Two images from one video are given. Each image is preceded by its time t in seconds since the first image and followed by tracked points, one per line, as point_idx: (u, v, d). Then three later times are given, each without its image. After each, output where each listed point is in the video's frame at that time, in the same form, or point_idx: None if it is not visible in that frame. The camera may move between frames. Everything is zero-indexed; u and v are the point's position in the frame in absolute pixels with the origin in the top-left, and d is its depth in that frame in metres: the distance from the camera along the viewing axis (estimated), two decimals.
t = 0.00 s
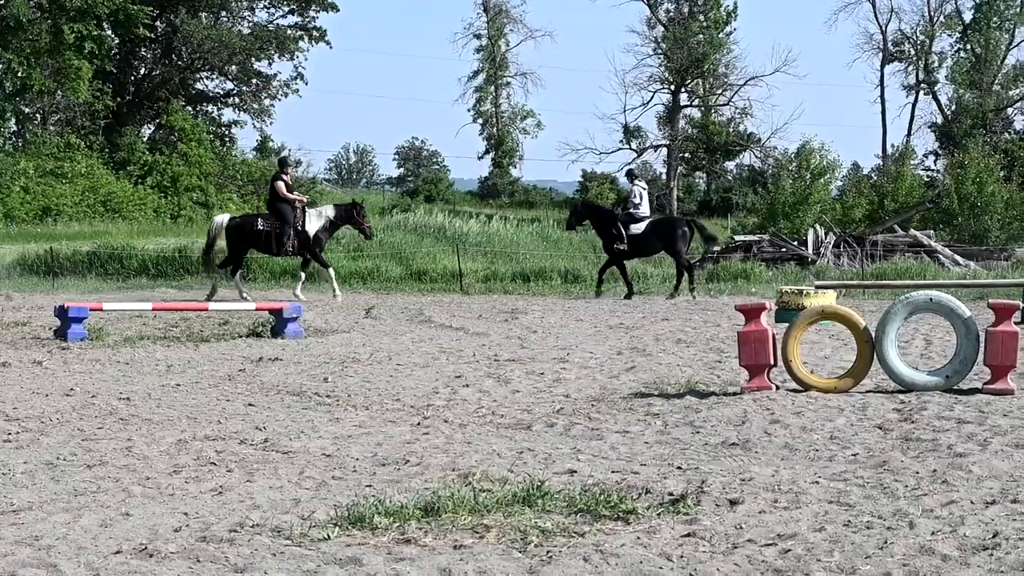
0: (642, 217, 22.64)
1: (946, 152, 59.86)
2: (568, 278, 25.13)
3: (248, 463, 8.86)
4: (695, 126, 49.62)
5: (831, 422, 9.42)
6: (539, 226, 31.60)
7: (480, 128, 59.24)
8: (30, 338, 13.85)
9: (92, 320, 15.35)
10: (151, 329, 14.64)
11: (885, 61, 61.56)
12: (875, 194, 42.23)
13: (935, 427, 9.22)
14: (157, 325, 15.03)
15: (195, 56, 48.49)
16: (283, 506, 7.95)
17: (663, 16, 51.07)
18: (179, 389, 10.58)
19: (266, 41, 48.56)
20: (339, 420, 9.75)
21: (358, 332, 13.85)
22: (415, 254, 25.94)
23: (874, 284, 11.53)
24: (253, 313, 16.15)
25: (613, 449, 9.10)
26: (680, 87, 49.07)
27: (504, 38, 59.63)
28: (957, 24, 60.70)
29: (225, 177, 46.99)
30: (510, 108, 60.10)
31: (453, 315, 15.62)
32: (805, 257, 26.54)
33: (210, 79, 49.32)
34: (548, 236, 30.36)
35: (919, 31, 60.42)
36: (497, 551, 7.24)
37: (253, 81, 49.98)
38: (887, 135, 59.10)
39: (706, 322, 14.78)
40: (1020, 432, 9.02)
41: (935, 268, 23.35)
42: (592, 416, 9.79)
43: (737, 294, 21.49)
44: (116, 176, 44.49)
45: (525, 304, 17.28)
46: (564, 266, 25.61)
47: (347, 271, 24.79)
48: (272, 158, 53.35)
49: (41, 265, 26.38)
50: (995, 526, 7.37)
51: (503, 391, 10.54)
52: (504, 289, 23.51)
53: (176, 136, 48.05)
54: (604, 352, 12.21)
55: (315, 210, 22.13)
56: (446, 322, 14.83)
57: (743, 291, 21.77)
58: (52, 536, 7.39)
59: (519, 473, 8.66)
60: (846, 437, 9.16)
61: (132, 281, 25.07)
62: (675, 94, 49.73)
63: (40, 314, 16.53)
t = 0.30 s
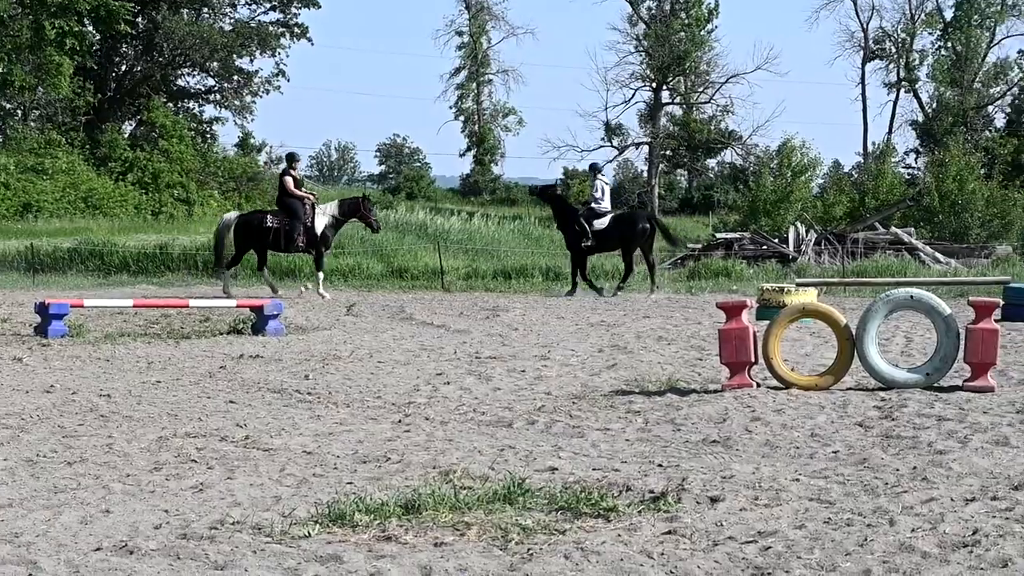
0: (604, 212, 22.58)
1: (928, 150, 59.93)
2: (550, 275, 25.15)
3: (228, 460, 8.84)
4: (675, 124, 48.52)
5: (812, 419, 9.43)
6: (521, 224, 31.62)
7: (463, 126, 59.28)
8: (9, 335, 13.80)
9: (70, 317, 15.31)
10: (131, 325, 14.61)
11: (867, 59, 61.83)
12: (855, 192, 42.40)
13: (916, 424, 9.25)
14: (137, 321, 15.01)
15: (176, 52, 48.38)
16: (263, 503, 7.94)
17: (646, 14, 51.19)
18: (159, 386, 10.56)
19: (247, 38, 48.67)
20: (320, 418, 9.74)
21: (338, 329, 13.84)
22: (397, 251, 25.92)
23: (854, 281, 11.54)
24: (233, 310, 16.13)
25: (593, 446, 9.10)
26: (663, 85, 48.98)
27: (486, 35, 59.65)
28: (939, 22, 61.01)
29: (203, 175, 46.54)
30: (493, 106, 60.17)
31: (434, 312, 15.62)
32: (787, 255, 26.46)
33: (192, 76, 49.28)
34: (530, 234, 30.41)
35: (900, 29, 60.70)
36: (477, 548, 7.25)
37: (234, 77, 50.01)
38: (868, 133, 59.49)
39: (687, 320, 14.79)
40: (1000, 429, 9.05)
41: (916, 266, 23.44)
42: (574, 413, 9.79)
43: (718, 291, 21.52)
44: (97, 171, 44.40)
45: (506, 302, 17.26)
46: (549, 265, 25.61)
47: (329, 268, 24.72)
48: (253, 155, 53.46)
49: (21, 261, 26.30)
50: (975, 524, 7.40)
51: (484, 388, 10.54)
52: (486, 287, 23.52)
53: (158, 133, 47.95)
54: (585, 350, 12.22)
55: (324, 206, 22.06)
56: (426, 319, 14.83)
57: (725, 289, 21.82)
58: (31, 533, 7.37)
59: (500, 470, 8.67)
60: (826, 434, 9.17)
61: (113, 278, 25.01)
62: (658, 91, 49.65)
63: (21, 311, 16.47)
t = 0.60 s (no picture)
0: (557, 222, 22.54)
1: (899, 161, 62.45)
2: (523, 283, 25.16)
3: (198, 465, 8.80)
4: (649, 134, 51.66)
5: (782, 429, 9.45)
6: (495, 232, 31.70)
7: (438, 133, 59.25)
8: None
9: (40, 320, 15.23)
10: (102, 329, 14.55)
11: (841, 70, 62.20)
12: (829, 202, 42.55)
13: (886, 435, 9.27)
14: (108, 325, 14.95)
15: (151, 55, 48.07)
16: (232, 508, 7.91)
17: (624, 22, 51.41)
18: (130, 390, 10.53)
19: (222, 42, 48.74)
20: (291, 423, 9.72)
21: (310, 334, 13.83)
22: (370, 257, 25.90)
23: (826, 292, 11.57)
24: (205, 314, 16.10)
25: (564, 454, 9.10)
26: (637, 92, 52.13)
27: (462, 42, 59.62)
28: (914, 34, 61.51)
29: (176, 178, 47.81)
30: (468, 113, 60.10)
31: (406, 318, 15.63)
32: (759, 265, 26.50)
33: (166, 79, 49.09)
34: (504, 242, 30.46)
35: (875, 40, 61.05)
36: (446, 555, 7.24)
37: (208, 81, 49.96)
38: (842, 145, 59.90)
39: (660, 329, 14.82)
40: (969, 441, 9.09)
41: (889, 276, 23.52)
42: (545, 421, 9.79)
43: (691, 300, 21.56)
44: (70, 174, 44.18)
45: (479, 308, 17.25)
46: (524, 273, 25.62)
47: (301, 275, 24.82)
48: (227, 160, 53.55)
49: None
50: (944, 535, 7.42)
51: (456, 396, 10.53)
52: (459, 294, 23.52)
53: (131, 137, 47.97)
54: (557, 358, 12.22)
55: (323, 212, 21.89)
56: (398, 325, 14.81)
57: (698, 298, 21.89)
58: None
59: (470, 478, 8.65)
60: (796, 445, 9.18)
61: (84, 281, 24.92)
62: (633, 99, 52.68)
63: None
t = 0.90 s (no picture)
0: (532, 235, 22.53)
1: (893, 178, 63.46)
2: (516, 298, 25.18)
3: (192, 481, 8.76)
4: (644, 149, 53.90)
5: (776, 447, 9.45)
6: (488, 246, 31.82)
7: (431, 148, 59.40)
8: None
9: (35, 335, 15.23)
10: (96, 344, 14.56)
11: (835, 86, 62.35)
12: (823, 219, 42.73)
13: (880, 453, 9.27)
14: (102, 339, 14.96)
15: (146, 69, 48.19)
16: (226, 524, 7.89)
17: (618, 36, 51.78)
18: (124, 405, 10.52)
19: (217, 56, 49.20)
20: (285, 439, 9.71)
21: (304, 350, 13.84)
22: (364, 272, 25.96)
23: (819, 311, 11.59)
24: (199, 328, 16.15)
25: (558, 471, 9.09)
26: (631, 109, 54.15)
27: (455, 57, 59.72)
28: (907, 50, 61.80)
29: (172, 193, 47.46)
30: (461, 129, 60.26)
31: (401, 334, 15.63)
32: (753, 281, 26.58)
33: (160, 94, 49.20)
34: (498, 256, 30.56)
35: (868, 57, 61.39)
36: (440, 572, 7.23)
37: (203, 96, 50.16)
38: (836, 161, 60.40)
39: (653, 345, 14.85)
40: (962, 459, 9.10)
41: (883, 293, 23.52)
42: (539, 438, 9.79)
43: (684, 317, 21.55)
44: (64, 188, 44.18)
45: (473, 324, 17.29)
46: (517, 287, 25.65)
47: (294, 289, 24.94)
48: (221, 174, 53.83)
49: None
50: (937, 553, 7.42)
51: (449, 412, 10.53)
52: (452, 310, 23.57)
53: (125, 150, 48.12)
54: (551, 374, 12.22)
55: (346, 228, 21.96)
56: (393, 341, 14.83)
57: (690, 314, 21.88)
58: None
59: (464, 495, 8.63)
60: (790, 462, 9.19)
61: (77, 295, 24.97)
62: (627, 116, 54.74)
63: None
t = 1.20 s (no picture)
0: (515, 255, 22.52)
1: (894, 201, 63.72)
2: (517, 315, 25.23)
3: (190, 494, 8.74)
4: (646, 168, 54.11)
5: (775, 467, 9.44)
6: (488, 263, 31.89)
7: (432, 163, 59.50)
8: None
9: (35, 347, 15.23)
10: (97, 356, 14.56)
11: (838, 107, 62.49)
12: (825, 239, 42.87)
13: (879, 474, 9.27)
14: (103, 352, 14.96)
15: (149, 83, 48.14)
16: (224, 539, 7.87)
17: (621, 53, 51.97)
18: (124, 418, 10.51)
19: (220, 70, 49.44)
20: (284, 454, 9.70)
21: (305, 365, 13.84)
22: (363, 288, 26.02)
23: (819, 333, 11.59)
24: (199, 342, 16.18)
25: (557, 489, 9.08)
26: (633, 127, 54.36)
27: (458, 74, 59.83)
28: (909, 72, 61.96)
29: (172, 207, 47.41)
30: (463, 145, 60.45)
31: (402, 350, 15.63)
32: (753, 301, 26.59)
33: (163, 107, 49.28)
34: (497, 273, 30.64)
35: (871, 78, 61.58)
36: None
37: (206, 109, 50.24)
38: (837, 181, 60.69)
39: (653, 364, 14.84)
40: (961, 482, 9.09)
41: (884, 315, 23.48)
42: (538, 456, 9.78)
43: (683, 336, 21.52)
44: (66, 201, 44.21)
45: (473, 341, 17.29)
46: (513, 304, 25.77)
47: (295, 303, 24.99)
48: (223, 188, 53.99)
49: None
50: None
51: (449, 428, 10.52)
52: (452, 326, 23.61)
53: (127, 163, 48.28)
54: (551, 392, 12.21)
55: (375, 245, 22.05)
56: (394, 356, 14.83)
57: (689, 333, 21.86)
58: None
59: (463, 512, 8.62)
60: (789, 483, 9.18)
61: (77, 307, 24.97)
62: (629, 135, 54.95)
63: None
